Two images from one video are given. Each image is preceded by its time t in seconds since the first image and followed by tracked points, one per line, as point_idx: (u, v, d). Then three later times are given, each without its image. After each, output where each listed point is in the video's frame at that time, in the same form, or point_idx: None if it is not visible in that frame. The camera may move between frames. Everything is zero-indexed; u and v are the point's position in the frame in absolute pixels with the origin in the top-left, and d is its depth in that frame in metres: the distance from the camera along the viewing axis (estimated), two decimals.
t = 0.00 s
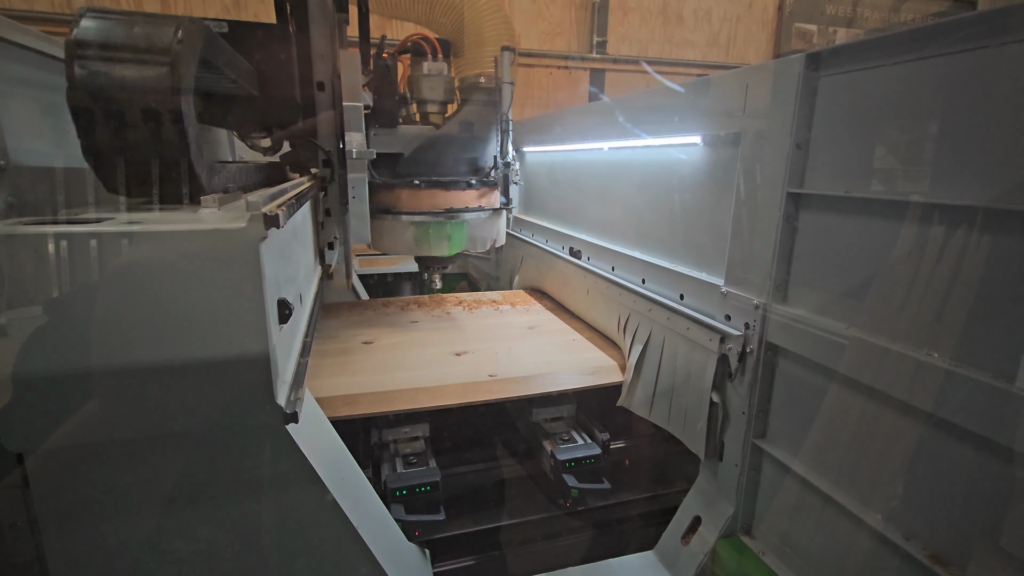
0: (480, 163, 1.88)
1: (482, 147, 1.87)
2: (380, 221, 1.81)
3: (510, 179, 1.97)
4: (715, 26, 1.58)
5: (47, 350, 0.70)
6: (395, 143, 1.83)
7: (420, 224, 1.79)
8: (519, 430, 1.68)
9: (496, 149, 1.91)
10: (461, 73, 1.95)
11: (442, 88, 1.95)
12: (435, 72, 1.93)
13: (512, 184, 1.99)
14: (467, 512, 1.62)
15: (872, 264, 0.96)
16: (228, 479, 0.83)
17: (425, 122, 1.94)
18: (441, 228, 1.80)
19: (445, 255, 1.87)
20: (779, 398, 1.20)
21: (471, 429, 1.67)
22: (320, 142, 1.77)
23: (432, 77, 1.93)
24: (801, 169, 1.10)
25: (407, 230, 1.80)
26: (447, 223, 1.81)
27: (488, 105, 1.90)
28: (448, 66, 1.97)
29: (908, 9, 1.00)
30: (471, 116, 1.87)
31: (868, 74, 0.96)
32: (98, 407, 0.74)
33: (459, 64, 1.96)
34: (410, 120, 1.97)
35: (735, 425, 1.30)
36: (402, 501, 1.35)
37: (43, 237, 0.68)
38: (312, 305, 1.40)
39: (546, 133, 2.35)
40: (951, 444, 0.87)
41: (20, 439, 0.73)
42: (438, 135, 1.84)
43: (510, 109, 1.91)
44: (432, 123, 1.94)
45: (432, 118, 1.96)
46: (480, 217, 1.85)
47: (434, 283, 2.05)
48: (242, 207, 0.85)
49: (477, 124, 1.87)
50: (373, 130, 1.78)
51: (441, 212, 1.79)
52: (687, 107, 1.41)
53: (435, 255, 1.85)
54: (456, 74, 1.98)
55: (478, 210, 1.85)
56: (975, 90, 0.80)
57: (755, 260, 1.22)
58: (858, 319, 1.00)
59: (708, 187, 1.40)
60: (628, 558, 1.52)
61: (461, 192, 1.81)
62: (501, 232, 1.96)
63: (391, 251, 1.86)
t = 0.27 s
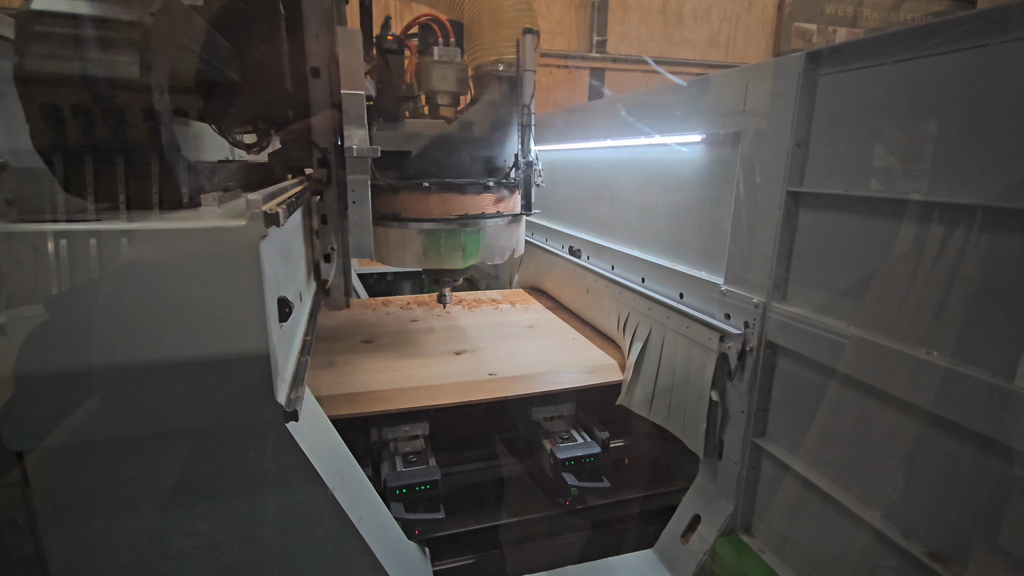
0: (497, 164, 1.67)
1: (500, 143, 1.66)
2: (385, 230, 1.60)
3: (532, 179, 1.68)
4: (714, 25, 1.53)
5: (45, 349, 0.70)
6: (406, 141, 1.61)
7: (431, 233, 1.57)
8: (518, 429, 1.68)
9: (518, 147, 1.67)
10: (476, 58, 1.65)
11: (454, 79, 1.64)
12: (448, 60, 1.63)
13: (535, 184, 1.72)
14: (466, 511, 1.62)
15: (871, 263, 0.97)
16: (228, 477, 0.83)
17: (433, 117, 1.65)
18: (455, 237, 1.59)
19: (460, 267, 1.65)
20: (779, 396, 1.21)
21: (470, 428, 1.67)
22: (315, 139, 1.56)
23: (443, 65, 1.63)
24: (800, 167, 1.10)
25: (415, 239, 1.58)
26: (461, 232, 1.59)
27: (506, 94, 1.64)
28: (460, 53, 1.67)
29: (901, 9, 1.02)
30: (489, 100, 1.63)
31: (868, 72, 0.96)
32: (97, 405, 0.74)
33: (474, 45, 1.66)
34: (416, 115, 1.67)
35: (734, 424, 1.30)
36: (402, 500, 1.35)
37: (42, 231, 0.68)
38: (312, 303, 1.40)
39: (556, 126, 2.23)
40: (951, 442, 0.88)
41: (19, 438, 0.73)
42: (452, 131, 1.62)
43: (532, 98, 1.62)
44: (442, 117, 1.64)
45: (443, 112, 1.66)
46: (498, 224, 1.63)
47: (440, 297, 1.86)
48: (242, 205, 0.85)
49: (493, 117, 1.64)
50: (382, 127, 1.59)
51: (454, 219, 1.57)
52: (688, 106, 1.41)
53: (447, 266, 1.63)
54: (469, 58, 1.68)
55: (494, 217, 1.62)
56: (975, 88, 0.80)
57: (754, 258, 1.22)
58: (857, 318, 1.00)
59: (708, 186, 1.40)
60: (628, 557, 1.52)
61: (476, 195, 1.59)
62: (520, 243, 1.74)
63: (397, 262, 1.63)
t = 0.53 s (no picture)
0: (519, 163, 1.38)
1: (524, 134, 1.36)
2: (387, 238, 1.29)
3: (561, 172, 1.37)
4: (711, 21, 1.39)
5: (43, 346, 0.70)
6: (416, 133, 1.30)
7: (446, 244, 1.32)
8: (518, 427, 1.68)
9: (548, 140, 1.38)
10: (496, 41, 1.42)
11: (471, 63, 1.37)
12: (466, 39, 1.36)
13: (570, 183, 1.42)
14: (466, 507, 1.62)
15: (870, 260, 0.97)
16: (227, 474, 0.83)
17: (448, 107, 1.36)
18: (474, 249, 1.34)
19: (479, 283, 1.40)
20: (777, 394, 1.21)
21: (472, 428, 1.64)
22: (303, 128, 1.10)
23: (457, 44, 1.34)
24: (799, 165, 1.10)
25: (426, 252, 1.32)
26: (481, 243, 1.34)
27: (532, 87, 1.38)
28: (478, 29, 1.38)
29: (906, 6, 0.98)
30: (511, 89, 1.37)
31: (867, 70, 0.96)
32: (95, 401, 0.74)
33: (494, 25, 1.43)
34: (426, 104, 1.36)
35: (733, 421, 1.30)
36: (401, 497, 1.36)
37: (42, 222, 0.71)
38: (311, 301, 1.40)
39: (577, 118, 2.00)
40: (949, 439, 0.88)
41: (17, 435, 0.73)
42: (472, 124, 1.32)
43: (563, 86, 1.32)
44: (458, 107, 1.36)
45: (458, 100, 1.38)
46: (525, 235, 1.38)
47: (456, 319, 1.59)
48: (241, 201, 0.85)
49: (512, 109, 1.35)
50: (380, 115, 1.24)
51: (472, 227, 1.31)
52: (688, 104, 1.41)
53: (464, 283, 1.38)
54: (488, 41, 1.44)
55: (524, 225, 1.38)
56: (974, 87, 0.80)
57: (753, 256, 1.22)
58: (856, 315, 1.00)
59: (707, 183, 1.40)
60: (626, 555, 1.53)
61: (499, 200, 1.33)
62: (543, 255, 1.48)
63: (406, 280, 1.37)
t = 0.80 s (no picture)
0: (542, 160, 1.37)
1: (546, 135, 1.35)
2: (397, 248, 1.26)
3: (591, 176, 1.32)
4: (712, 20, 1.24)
5: (40, 342, 0.70)
6: (429, 127, 1.29)
7: (460, 253, 1.29)
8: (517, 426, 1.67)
9: (576, 137, 1.34)
10: (515, 21, 1.33)
11: (487, 47, 1.33)
12: (481, 19, 1.32)
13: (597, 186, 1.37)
14: (467, 505, 1.60)
15: (870, 256, 0.97)
16: (226, 471, 0.83)
17: (460, 96, 1.33)
18: (489, 258, 1.31)
19: (496, 293, 1.37)
20: (776, 391, 1.21)
21: (473, 428, 1.62)
22: (297, 125, 1.07)
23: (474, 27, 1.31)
24: (799, 162, 1.10)
25: (437, 261, 1.29)
26: (497, 252, 1.31)
27: (556, 89, 1.32)
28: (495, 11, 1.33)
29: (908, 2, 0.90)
30: (532, 83, 1.31)
31: (867, 67, 0.96)
32: (93, 398, 0.74)
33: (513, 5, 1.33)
34: (436, 93, 1.33)
35: (732, 418, 1.30)
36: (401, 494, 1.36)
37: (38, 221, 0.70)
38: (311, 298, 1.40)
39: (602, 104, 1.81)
40: (948, 434, 0.88)
41: (15, 432, 0.73)
42: (496, 114, 1.30)
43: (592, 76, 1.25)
44: (472, 97, 1.32)
45: (471, 90, 1.34)
46: (547, 243, 1.36)
47: (467, 332, 1.52)
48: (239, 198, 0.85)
49: (534, 108, 1.32)
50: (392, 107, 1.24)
51: (488, 234, 1.27)
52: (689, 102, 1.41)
53: (480, 294, 1.35)
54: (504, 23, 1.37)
55: (550, 231, 1.36)
56: (974, 84, 0.80)
57: (753, 254, 1.22)
58: (856, 312, 1.00)
59: (707, 181, 1.39)
60: (624, 552, 1.54)
61: (520, 205, 1.31)
62: (566, 265, 1.45)
63: (415, 293, 1.34)
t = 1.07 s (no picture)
0: (543, 160, 1.38)
1: (546, 135, 1.36)
2: (396, 248, 1.26)
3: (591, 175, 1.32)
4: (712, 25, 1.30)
5: (39, 337, 0.70)
6: (429, 126, 1.29)
7: (461, 254, 1.29)
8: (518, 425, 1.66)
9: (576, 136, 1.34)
10: (516, 22, 1.35)
11: (488, 48, 1.33)
12: (481, 19, 1.31)
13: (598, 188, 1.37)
14: (467, 505, 1.59)
15: (870, 253, 0.97)
16: (226, 468, 0.83)
17: (461, 97, 1.33)
18: (490, 259, 1.31)
19: (497, 295, 1.37)
20: (777, 389, 1.21)
21: (472, 425, 1.62)
22: (296, 121, 1.07)
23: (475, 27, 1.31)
24: (798, 159, 1.10)
25: (437, 262, 1.28)
26: (499, 253, 1.31)
27: (555, 89, 1.33)
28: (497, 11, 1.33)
29: (906, 6, 0.89)
30: (533, 82, 1.32)
31: (866, 64, 0.96)
32: (91, 395, 0.74)
33: (513, 4, 1.34)
34: (438, 93, 1.32)
35: (733, 417, 1.30)
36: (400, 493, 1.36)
37: (39, 220, 0.69)
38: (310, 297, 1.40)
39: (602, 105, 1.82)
40: (950, 431, 0.88)
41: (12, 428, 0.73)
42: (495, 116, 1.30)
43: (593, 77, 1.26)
44: (473, 97, 1.33)
45: (473, 90, 1.34)
46: (550, 244, 1.36)
47: (467, 331, 1.52)
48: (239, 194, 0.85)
49: (535, 107, 1.33)
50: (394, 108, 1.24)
51: (488, 235, 1.27)
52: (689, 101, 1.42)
53: (481, 295, 1.35)
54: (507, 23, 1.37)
55: (551, 232, 1.36)
56: (973, 80, 0.80)
57: (753, 252, 1.22)
58: (857, 309, 1.00)
59: (708, 180, 1.39)
60: (625, 552, 1.53)
61: (521, 205, 1.31)
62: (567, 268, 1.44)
63: (415, 294, 1.34)
